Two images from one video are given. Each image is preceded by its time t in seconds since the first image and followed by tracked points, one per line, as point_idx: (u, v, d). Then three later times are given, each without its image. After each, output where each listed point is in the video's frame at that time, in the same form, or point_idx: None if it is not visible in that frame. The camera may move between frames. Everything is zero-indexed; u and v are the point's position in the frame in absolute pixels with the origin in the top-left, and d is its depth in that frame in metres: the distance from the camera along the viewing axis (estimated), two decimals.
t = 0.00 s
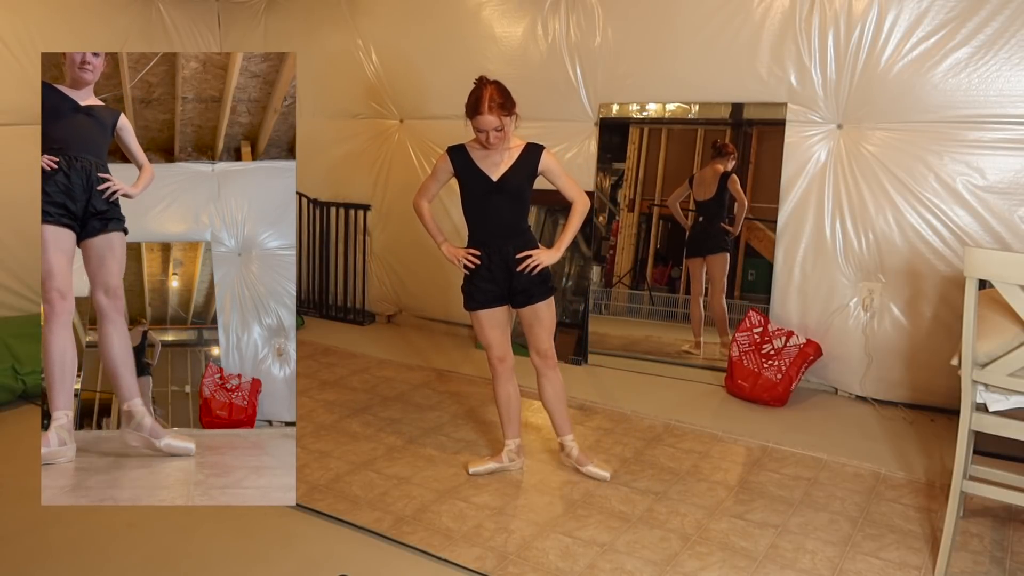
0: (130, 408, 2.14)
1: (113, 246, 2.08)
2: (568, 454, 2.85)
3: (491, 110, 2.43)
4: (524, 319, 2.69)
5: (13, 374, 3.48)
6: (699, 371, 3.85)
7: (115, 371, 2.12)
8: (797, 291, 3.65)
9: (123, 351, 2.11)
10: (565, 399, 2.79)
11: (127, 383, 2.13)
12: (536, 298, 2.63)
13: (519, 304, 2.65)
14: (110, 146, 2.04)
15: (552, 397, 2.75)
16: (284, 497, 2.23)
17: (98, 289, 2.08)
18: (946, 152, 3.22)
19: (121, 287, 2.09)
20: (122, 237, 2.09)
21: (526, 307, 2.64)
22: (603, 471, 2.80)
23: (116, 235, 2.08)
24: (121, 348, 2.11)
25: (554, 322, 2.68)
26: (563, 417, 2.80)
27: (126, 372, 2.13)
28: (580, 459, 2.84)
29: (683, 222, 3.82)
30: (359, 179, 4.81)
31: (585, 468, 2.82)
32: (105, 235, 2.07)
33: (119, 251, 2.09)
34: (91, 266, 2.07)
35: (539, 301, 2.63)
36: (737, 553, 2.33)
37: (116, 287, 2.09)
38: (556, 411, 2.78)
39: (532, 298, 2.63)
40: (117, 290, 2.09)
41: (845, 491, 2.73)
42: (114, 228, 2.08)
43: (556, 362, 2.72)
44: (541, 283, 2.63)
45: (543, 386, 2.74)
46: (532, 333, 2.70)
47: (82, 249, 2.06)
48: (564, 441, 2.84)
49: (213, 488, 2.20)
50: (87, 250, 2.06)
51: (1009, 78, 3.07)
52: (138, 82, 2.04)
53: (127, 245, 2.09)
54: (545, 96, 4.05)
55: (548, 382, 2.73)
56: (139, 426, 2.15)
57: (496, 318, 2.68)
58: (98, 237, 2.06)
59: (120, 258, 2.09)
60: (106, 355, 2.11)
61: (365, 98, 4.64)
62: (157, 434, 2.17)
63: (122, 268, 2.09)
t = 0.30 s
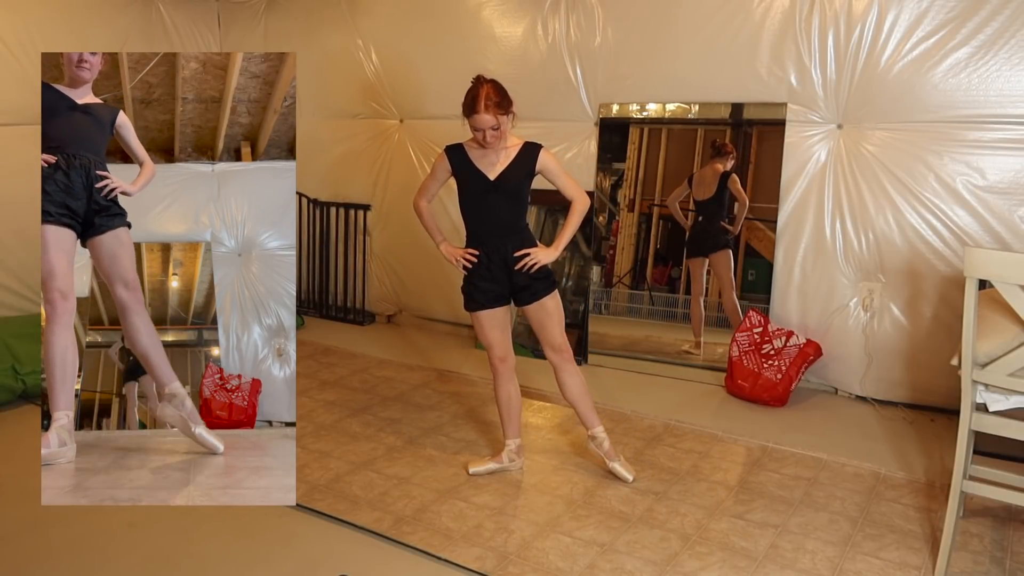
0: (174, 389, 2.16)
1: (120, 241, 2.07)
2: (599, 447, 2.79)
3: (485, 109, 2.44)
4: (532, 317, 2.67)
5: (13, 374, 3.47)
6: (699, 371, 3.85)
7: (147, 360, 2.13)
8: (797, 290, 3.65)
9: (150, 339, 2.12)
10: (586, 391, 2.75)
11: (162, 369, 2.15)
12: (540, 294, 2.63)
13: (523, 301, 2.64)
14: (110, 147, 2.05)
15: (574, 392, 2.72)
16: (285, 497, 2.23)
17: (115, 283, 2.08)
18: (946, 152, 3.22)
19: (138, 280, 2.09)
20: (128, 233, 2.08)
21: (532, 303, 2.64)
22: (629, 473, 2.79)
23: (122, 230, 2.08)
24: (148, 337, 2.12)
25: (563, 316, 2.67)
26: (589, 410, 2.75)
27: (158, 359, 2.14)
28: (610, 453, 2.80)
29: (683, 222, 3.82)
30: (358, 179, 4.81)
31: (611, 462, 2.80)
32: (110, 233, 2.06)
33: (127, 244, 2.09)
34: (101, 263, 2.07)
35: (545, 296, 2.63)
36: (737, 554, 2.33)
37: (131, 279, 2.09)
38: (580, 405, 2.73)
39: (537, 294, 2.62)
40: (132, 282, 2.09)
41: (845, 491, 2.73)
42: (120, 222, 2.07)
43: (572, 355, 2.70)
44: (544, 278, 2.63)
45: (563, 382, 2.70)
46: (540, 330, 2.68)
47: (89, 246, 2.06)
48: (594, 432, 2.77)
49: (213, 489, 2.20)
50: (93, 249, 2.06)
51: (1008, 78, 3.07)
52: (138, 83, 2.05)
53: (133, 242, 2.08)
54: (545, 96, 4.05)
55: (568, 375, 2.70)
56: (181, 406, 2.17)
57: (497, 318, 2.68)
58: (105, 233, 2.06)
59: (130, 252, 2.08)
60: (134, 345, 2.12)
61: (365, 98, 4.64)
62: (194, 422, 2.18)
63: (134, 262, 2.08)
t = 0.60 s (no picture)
0: (185, 383, 2.16)
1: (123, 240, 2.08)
2: (609, 444, 2.77)
3: (485, 108, 2.44)
4: (537, 315, 2.68)
5: (13, 374, 3.48)
6: (699, 371, 3.85)
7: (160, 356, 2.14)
8: (797, 290, 3.65)
9: (160, 335, 2.12)
10: (593, 388, 2.74)
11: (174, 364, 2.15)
12: (544, 292, 2.63)
13: (528, 299, 2.64)
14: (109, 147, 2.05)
15: (582, 391, 2.71)
16: (284, 497, 2.23)
17: (124, 281, 2.09)
18: (946, 152, 3.22)
19: (147, 278, 2.10)
20: (132, 232, 2.08)
21: (536, 301, 2.64)
22: (634, 474, 2.78)
23: (125, 229, 2.08)
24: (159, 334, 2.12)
25: (567, 312, 2.67)
26: (597, 407, 2.74)
27: (170, 355, 2.14)
28: (620, 450, 2.77)
29: (683, 222, 3.83)
30: (359, 179, 4.81)
31: (619, 460, 2.79)
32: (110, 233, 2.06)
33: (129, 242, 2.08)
34: (107, 262, 2.07)
35: (549, 293, 2.64)
36: (737, 554, 2.33)
37: (139, 276, 2.09)
38: (589, 402, 2.72)
39: (541, 292, 2.63)
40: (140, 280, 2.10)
41: (845, 491, 2.73)
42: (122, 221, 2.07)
43: (579, 352, 2.70)
44: (547, 275, 2.63)
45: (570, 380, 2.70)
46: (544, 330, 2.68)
47: (93, 246, 2.06)
48: (604, 429, 2.76)
49: (213, 489, 2.20)
50: (97, 248, 2.06)
51: (1009, 78, 3.07)
52: (138, 84, 2.05)
53: (139, 242, 2.08)
54: (545, 96, 4.05)
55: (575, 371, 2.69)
56: (194, 398, 2.17)
57: (499, 318, 2.68)
58: (110, 233, 2.06)
59: (135, 251, 2.09)
60: (146, 342, 2.12)
61: (366, 98, 4.64)
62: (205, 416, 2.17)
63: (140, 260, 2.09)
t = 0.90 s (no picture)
0: (192, 382, 2.15)
1: (125, 239, 2.08)
2: (614, 443, 2.77)
3: (486, 108, 2.43)
4: (541, 316, 2.68)
5: (13, 374, 3.48)
6: (699, 371, 3.86)
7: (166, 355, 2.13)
8: (797, 291, 3.65)
9: (165, 334, 2.12)
10: (598, 387, 2.74)
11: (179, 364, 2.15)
12: (547, 291, 2.63)
13: (532, 298, 2.64)
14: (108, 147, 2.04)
15: (586, 390, 2.71)
16: (284, 497, 2.23)
17: (129, 280, 2.09)
18: (946, 152, 3.22)
19: (153, 277, 2.10)
20: (135, 232, 2.09)
21: (539, 300, 2.64)
22: (636, 473, 2.78)
23: (130, 229, 2.08)
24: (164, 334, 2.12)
25: (571, 311, 2.68)
26: (602, 406, 2.73)
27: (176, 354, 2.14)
28: (625, 449, 2.77)
29: (683, 222, 3.83)
30: (359, 179, 4.81)
31: (624, 459, 2.79)
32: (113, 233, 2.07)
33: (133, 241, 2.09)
34: (112, 261, 2.07)
35: (552, 293, 2.64)
36: (737, 554, 2.33)
37: (142, 276, 2.09)
38: (593, 402, 2.72)
39: (545, 291, 2.62)
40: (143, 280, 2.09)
41: (845, 491, 2.73)
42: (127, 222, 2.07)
43: (583, 352, 2.69)
44: (550, 275, 2.62)
45: (574, 381, 2.70)
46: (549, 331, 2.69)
47: (97, 247, 2.07)
48: (609, 429, 2.75)
49: (213, 489, 2.20)
50: (100, 247, 2.07)
51: (1009, 78, 3.07)
52: (138, 84, 2.05)
53: (142, 243, 2.09)
54: (545, 96, 4.05)
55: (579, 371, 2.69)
56: (200, 397, 2.16)
57: (501, 319, 2.68)
58: (114, 233, 2.07)
59: (138, 250, 2.09)
60: (151, 341, 2.12)
61: (366, 98, 4.64)
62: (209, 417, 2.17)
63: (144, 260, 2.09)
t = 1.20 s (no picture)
0: (195, 382, 2.16)
1: (126, 241, 2.08)
2: (617, 442, 2.77)
3: (492, 110, 2.43)
4: (545, 316, 2.68)
5: (13, 374, 3.48)
6: (699, 371, 3.86)
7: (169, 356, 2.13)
8: (797, 291, 3.65)
9: (168, 335, 2.12)
10: (600, 387, 2.73)
11: (182, 365, 2.14)
12: (551, 291, 2.62)
13: (535, 299, 2.63)
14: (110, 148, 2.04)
15: (589, 390, 2.70)
16: (284, 497, 2.23)
17: (132, 282, 2.09)
18: (946, 152, 3.22)
19: (154, 278, 2.09)
20: (138, 233, 2.09)
21: (543, 300, 2.64)
22: (639, 474, 2.78)
23: (133, 231, 2.08)
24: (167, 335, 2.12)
25: (574, 312, 2.68)
26: (606, 406, 2.72)
27: (179, 355, 2.14)
28: (629, 448, 2.77)
29: (683, 222, 3.82)
30: (359, 179, 4.81)
31: (628, 459, 2.78)
32: (115, 236, 2.07)
33: (134, 242, 2.08)
34: (114, 263, 2.08)
35: (556, 294, 2.63)
36: (737, 554, 2.33)
37: (144, 277, 2.09)
38: (596, 402, 2.71)
39: (548, 291, 2.62)
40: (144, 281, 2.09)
41: (845, 491, 2.73)
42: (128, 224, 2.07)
43: (586, 352, 2.69)
44: (554, 275, 2.62)
45: (576, 380, 2.70)
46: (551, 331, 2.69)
47: (98, 248, 2.07)
48: (612, 429, 2.75)
49: (213, 489, 2.20)
50: (102, 249, 2.07)
51: (1009, 77, 3.07)
52: (138, 84, 2.04)
53: (144, 243, 2.09)
54: (545, 96, 4.05)
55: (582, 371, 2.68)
56: (204, 397, 2.17)
57: (504, 319, 2.68)
58: (117, 234, 2.07)
59: (140, 252, 2.09)
60: (152, 341, 2.11)
61: (366, 98, 4.64)
62: (213, 418, 2.18)
63: (146, 261, 2.09)
